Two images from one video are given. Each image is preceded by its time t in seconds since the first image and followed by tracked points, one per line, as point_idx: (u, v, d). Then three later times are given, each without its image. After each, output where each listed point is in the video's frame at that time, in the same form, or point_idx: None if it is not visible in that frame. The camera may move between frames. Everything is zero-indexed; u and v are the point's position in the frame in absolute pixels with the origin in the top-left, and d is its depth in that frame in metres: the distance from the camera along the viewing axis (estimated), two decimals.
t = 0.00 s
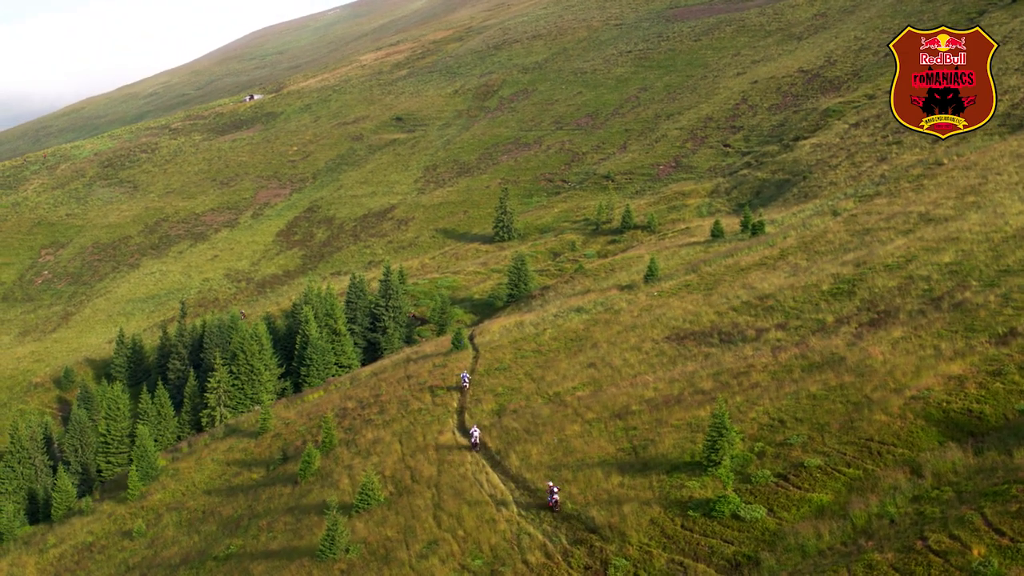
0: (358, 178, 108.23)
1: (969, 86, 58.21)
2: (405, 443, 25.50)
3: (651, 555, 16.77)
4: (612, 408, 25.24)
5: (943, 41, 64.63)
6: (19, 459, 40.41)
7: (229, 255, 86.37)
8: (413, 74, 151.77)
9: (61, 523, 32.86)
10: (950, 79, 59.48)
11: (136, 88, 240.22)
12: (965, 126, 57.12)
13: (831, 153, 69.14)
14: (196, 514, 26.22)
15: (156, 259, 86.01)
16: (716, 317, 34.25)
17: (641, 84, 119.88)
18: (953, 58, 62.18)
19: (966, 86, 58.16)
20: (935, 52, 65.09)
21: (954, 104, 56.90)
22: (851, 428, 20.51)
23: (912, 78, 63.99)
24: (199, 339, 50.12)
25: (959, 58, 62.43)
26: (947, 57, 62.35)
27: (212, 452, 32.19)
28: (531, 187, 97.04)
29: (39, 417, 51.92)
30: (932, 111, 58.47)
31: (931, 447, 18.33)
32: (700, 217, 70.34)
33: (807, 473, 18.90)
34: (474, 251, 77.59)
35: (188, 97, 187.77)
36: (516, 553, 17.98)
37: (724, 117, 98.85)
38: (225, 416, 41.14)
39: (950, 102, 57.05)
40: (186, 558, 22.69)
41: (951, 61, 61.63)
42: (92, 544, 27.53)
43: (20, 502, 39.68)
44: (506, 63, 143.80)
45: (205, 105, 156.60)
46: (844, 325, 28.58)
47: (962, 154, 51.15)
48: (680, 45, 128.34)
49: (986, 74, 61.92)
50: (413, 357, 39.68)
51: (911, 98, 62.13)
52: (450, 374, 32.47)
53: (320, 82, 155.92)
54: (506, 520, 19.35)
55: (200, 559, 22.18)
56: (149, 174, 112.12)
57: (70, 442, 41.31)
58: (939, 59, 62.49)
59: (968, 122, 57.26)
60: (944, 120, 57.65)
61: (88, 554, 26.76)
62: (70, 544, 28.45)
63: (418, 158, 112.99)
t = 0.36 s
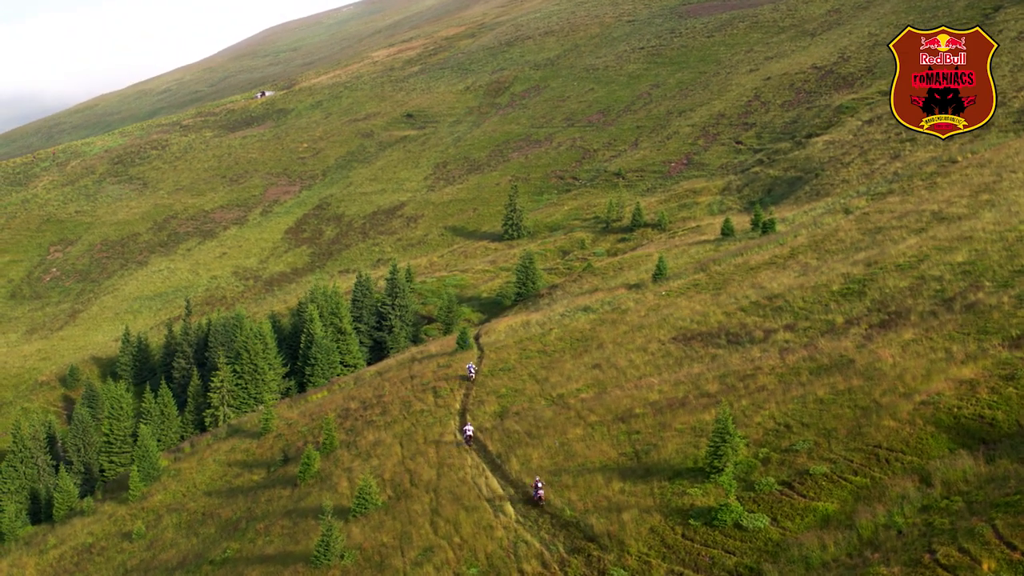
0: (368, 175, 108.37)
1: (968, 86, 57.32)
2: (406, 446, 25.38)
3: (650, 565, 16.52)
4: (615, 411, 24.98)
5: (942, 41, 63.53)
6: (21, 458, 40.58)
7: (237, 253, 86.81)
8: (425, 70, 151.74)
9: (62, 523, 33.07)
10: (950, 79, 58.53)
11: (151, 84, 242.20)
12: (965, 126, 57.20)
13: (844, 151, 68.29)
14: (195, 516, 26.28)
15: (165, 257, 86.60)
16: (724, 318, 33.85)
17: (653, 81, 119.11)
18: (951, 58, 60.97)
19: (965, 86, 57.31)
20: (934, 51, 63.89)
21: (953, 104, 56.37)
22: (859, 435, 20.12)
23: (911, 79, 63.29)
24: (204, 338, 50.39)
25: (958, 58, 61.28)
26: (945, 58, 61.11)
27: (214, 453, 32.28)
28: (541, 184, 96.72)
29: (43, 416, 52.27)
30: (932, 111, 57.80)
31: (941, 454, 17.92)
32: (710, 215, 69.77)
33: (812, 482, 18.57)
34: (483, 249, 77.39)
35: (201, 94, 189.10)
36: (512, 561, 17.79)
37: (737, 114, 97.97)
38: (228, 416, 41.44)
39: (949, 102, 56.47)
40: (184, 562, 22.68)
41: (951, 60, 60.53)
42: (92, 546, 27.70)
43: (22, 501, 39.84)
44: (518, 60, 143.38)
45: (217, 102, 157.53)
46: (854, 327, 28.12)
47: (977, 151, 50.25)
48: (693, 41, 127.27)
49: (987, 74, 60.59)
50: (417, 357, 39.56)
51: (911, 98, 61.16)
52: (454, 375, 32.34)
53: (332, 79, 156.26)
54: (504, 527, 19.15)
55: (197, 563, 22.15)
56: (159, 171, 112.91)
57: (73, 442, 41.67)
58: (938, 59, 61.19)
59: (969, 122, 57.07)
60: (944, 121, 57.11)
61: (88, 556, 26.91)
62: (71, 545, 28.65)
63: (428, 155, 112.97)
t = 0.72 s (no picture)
0: (379, 172, 108.47)
1: (968, 85, 58.66)
2: (408, 449, 25.20)
3: None
4: (620, 415, 24.65)
5: (943, 41, 65.47)
6: (24, 458, 40.77)
7: (246, 251, 87.18)
8: (437, 68, 151.67)
9: (64, 524, 33.23)
10: (950, 79, 60.09)
11: (164, 82, 244.28)
12: (965, 126, 57.65)
13: (857, 149, 67.35)
14: (196, 519, 26.25)
15: (173, 255, 87.09)
16: (733, 319, 33.37)
17: (665, 79, 118.24)
18: (952, 58, 62.60)
19: (965, 85, 58.67)
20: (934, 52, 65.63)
21: (953, 103, 57.51)
22: (869, 442, 19.67)
23: (911, 79, 65.20)
24: (210, 337, 50.49)
25: (958, 58, 62.75)
26: (946, 58, 62.87)
27: (217, 454, 32.36)
28: (552, 182, 96.34)
29: (47, 415, 52.58)
30: (932, 111, 59.22)
31: (954, 463, 17.44)
32: (722, 214, 69.07)
33: (820, 491, 18.17)
34: (493, 248, 77.20)
35: (214, 92, 190.25)
36: (510, 570, 17.52)
37: (749, 112, 97.02)
38: (233, 416, 41.49)
39: (949, 102, 57.73)
40: (182, 566, 22.61)
41: (951, 60, 62.12)
42: (92, 548, 27.79)
43: (26, 502, 39.82)
44: (530, 57, 142.95)
45: (228, 100, 158.34)
46: (865, 330, 27.56)
47: (993, 149, 49.29)
48: (706, 38, 126.19)
49: (988, 73, 61.71)
50: (423, 357, 39.40)
51: (911, 98, 63.11)
52: (459, 377, 32.15)
53: (343, 77, 156.62)
54: (503, 535, 18.89)
55: (194, 567, 22.06)
56: (169, 169, 113.69)
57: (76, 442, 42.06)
58: (938, 60, 63.10)
59: (968, 122, 57.81)
60: (943, 120, 58.27)
61: (87, 558, 27.00)
62: (70, 547, 28.75)
63: (439, 153, 112.89)
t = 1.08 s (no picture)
0: (390, 170, 108.54)
1: (967, 86, 58.63)
2: (412, 452, 25.02)
3: None
4: (628, 418, 24.26)
5: (943, 41, 65.30)
6: (29, 458, 40.16)
7: (256, 249, 87.55)
8: (450, 65, 151.50)
9: (67, 525, 33.47)
10: (949, 79, 60.06)
11: (179, 79, 246.48)
12: (965, 126, 57.40)
13: (873, 146, 66.21)
14: (199, 521, 26.26)
15: (183, 253, 87.71)
16: (745, 320, 32.81)
17: (679, 75, 117.14)
18: (952, 57, 62.43)
19: (964, 85, 58.63)
20: (932, 52, 65.73)
21: (953, 103, 57.36)
22: (884, 449, 19.14)
23: (911, 79, 64.81)
24: (216, 336, 50.60)
25: (959, 57, 62.58)
26: (946, 57, 62.73)
27: (222, 455, 32.38)
28: (564, 180, 95.83)
29: (52, 414, 52.86)
30: (932, 111, 58.95)
31: (971, 472, 16.93)
32: (735, 212, 68.27)
33: (833, 501, 17.70)
34: (504, 246, 76.91)
35: (227, 89, 191.44)
36: None
37: (763, 109, 95.86)
38: (238, 416, 41.52)
39: (949, 102, 57.54)
40: (184, 569, 22.60)
41: (951, 60, 62.09)
42: (94, 550, 27.96)
43: (30, 502, 39.57)
44: (543, 54, 142.32)
45: (241, 97, 159.21)
46: (880, 331, 26.94)
47: (1012, 146, 48.18)
48: (720, 35, 124.85)
49: (987, 73, 61.90)
50: (431, 357, 39.20)
51: (911, 98, 62.66)
52: (466, 377, 31.90)
53: (356, 74, 156.87)
54: (505, 544, 18.59)
55: (195, 570, 22.00)
56: (180, 166, 114.57)
57: (81, 442, 42.29)
58: (938, 59, 63.01)
59: (969, 122, 57.45)
60: (943, 120, 58.11)
61: (90, 560, 27.15)
62: (72, 548, 28.93)
63: (451, 150, 112.73)
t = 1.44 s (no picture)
0: (403, 168, 108.52)
1: (966, 86, 60.08)
2: (421, 456, 24.73)
3: None
4: (641, 424, 23.76)
5: (942, 41, 67.41)
6: (36, 460, 40.94)
7: (268, 248, 87.98)
8: (464, 62, 151.24)
9: (73, 528, 33.69)
10: (949, 79, 61.96)
11: (194, 77, 248.39)
12: (964, 126, 57.86)
13: (892, 144, 64.84)
14: (204, 526, 26.19)
15: (194, 251, 88.42)
16: (761, 322, 32.09)
17: (695, 73, 115.82)
18: (951, 57, 64.43)
19: (963, 86, 60.09)
20: (932, 53, 67.85)
21: (953, 103, 58.75)
22: (905, 459, 18.48)
23: (911, 79, 66.75)
24: (226, 337, 50.73)
25: (958, 57, 64.58)
26: (946, 57, 64.78)
27: (229, 457, 32.35)
28: (579, 178, 95.15)
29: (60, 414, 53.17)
30: (932, 112, 60.43)
31: (998, 484, 16.27)
32: (751, 212, 67.24)
33: (852, 514, 17.11)
34: (518, 245, 76.46)
35: (243, 87, 192.70)
36: None
37: (780, 107, 94.40)
38: (247, 418, 41.61)
39: (949, 102, 59.01)
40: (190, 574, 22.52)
41: (951, 61, 64.09)
42: (99, 554, 28.12)
43: (37, 504, 40.28)
44: (558, 52, 141.58)
45: (255, 95, 160.19)
46: (900, 335, 26.17)
47: None
48: (737, 32, 123.27)
49: (987, 73, 63.53)
50: (442, 359, 38.90)
51: (911, 98, 64.49)
52: (476, 380, 31.55)
53: (370, 71, 157.16)
54: (512, 555, 18.23)
55: None
56: (193, 165, 115.50)
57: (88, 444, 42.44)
58: (938, 59, 65.05)
59: (969, 121, 58.00)
60: (944, 120, 58.90)
61: (95, 564, 27.27)
62: (78, 552, 29.12)
63: (464, 148, 112.46)
